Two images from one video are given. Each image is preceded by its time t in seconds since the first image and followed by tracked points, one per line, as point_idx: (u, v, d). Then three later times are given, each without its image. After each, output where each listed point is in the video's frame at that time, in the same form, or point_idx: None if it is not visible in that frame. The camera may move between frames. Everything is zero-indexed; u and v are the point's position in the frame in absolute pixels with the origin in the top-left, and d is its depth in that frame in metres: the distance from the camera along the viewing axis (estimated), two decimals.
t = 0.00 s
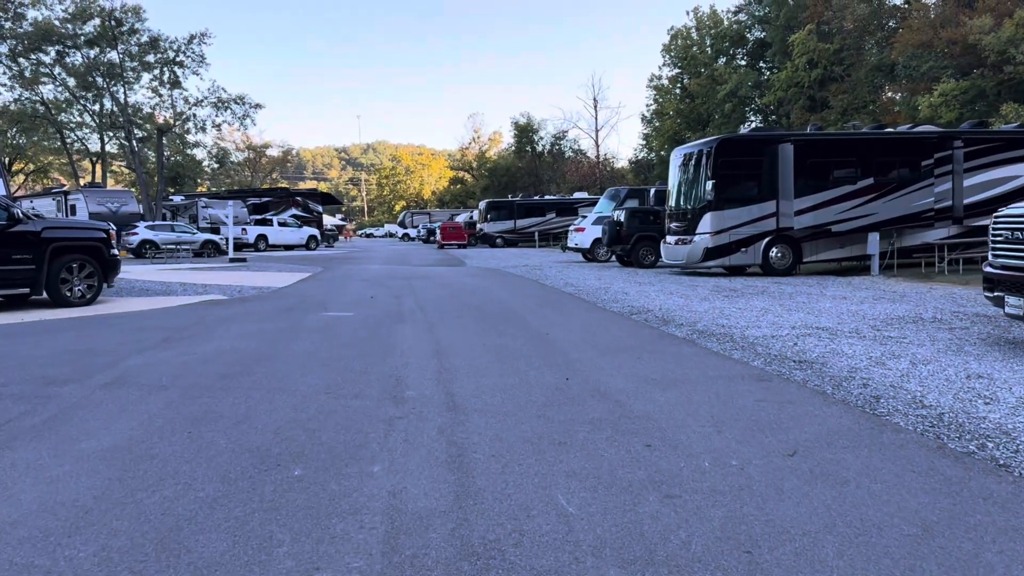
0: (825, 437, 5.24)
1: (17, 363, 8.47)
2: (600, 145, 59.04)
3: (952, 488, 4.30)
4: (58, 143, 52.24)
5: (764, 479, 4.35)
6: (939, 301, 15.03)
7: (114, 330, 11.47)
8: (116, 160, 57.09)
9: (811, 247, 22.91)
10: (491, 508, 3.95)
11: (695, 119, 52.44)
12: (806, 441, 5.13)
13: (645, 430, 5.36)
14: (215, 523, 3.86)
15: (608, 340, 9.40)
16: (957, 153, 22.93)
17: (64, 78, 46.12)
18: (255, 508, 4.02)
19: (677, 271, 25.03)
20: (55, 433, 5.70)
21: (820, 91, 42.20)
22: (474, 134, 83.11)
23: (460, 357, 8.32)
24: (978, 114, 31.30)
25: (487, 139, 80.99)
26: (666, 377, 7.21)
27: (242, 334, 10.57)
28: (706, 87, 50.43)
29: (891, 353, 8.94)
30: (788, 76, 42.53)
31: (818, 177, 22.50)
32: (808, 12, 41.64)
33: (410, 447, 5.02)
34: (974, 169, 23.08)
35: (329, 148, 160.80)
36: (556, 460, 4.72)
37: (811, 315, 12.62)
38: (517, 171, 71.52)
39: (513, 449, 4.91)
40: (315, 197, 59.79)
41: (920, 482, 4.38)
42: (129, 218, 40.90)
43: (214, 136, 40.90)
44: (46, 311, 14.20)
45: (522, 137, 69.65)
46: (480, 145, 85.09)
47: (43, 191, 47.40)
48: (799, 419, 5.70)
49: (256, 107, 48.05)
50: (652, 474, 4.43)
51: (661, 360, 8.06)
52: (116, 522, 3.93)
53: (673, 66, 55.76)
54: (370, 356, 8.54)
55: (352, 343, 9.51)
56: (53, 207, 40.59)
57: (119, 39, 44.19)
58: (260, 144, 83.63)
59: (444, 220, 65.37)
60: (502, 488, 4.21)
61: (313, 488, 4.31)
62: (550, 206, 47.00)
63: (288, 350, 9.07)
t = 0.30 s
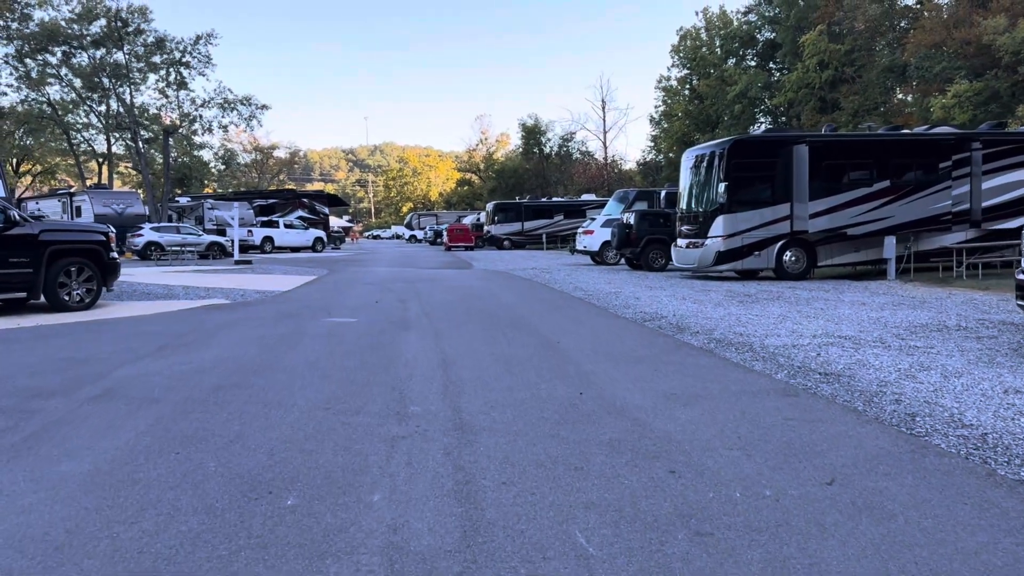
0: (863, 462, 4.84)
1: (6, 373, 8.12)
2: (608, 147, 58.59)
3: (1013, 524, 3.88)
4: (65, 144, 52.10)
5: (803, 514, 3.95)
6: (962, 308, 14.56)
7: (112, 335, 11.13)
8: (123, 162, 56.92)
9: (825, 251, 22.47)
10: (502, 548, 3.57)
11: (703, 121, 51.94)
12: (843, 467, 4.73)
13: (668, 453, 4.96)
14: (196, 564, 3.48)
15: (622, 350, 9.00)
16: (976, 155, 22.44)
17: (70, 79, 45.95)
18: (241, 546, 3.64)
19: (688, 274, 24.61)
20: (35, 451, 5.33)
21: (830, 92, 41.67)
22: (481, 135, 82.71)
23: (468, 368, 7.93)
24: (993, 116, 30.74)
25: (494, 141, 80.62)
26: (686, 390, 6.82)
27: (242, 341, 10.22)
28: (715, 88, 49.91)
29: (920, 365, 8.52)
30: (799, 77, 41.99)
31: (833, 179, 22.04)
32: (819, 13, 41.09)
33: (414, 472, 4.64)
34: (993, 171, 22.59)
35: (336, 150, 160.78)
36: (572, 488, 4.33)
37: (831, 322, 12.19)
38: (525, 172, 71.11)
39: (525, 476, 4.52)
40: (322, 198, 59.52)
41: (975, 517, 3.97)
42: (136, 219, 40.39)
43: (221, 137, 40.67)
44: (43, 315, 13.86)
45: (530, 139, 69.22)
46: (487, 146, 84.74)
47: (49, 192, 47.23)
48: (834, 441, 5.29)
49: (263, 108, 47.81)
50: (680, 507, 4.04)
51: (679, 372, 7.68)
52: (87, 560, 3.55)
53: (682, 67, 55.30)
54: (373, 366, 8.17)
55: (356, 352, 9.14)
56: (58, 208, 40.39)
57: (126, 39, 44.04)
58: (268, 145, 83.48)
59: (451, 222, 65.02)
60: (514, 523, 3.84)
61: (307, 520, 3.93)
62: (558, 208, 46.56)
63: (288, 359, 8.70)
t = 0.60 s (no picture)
0: (912, 479, 4.44)
1: None
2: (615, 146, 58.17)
3: None
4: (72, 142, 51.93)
5: (858, 542, 3.56)
6: (986, 308, 14.10)
7: (110, 336, 10.79)
8: (129, 160, 56.76)
9: (840, 250, 22.00)
10: None
11: (711, 119, 51.48)
12: (892, 484, 4.33)
13: (699, 468, 4.58)
14: None
15: (640, 353, 8.62)
16: (994, 152, 21.95)
17: (77, 77, 45.69)
18: None
19: (700, 274, 24.19)
20: (14, 461, 4.97)
21: (840, 90, 41.16)
22: (488, 134, 82.37)
23: (479, 372, 7.56)
24: (1006, 113, 30.20)
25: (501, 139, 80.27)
26: (711, 397, 6.43)
27: (245, 342, 9.87)
28: (723, 85, 49.40)
29: (954, 370, 8.08)
30: (808, 74, 41.45)
31: (848, 177, 21.58)
32: (828, 10, 40.61)
33: (424, 489, 4.26)
34: (1011, 168, 22.12)
35: (343, 149, 160.68)
36: (598, 508, 3.95)
37: (854, 323, 11.76)
38: (532, 171, 70.73)
39: (545, 494, 4.14)
40: (329, 197, 59.23)
41: None
42: (142, 217, 40.07)
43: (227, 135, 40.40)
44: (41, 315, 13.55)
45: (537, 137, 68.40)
46: (494, 144, 84.39)
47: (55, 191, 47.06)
48: (878, 454, 4.90)
49: (269, 106, 47.52)
50: (718, 532, 3.65)
51: (702, 377, 7.28)
52: None
53: (690, 65, 54.84)
54: (379, 369, 7.79)
55: (361, 355, 8.76)
56: (64, 207, 40.20)
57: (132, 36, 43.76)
58: (275, 143, 83.29)
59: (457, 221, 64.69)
60: (535, 550, 3.46)
61: (306, 546, 3.55)
62: (566, 206, 46.14)
63: (291, 362, 8.33)
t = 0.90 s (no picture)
0: (967, 508, 4.06)
1: None
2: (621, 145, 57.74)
3: None
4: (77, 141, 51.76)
5: None
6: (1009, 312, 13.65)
7: (107, 341, 10.44)
8: (135, 159, 56.56)
9: (854, 250, 21.54)
10: None
11: (718, 118, 51.01)
12: (945, 515, 3.96)
13: (733, 495, 4.20)
14: None
15: (657, 361, 8.23)
16: (1011, 150, 21.49)
17: (81, 76, 45.47)
18: None
19: (710, 275, 23.77)
20: None
21: (849, 88, 40.67)
22: (493, 133, 81.99)
23: (489, 382, 7.19)
24: (1019, 112, 29.70)
25: (506, 138, 79.88)
26: (737, 411, 6.06)
27: (245, 348, 9.52)
28: (731, 84, 48.94)
29: (989, 379, 7.67)
30: (817, 73, 40.94)
31: (863, 176, 21.13)
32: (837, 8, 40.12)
33: (433, 519, 3.90)
34: None
35: (349, 148, 160.56)
36: (626, 543, 3.58)
37: (876, 328, 11.35)
38: (538, 170, 70.33)
39: (567, 526, 3.77)
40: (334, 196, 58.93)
41: None
42: (146, 217, 39.83)
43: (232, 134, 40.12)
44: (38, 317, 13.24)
45: (542, 136, 68.52)
46: (499, 143, 84.04)
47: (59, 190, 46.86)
48: (925, 479, 4.52)
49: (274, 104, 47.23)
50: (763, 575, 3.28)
51: (725, 387, 6.92)
52: None
53: (697, 63, 54.36)
54: (384, 378, 7.44)
55: (366, 362, 8.41)
56: (68, 206, 39.97)
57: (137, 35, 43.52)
58: (280, 143, 83.07)
59: (463, 220, 64.32)
60: None
61: None
62: (572, 206, 45.73)
63: (292, 371, 7.95)
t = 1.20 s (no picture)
0: None
1: None
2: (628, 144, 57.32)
3: None
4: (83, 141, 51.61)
5: None
6: None
7: (102, 344, 10.12)
8: (140, 159, 56.38)
9: (868, 250, 21.08)
10: None
11: (726, 117, 50.57)
12: (1005, 547, 3.57)
13: (766, 524, 3.82)
14: None
15: (673, 367, 7.84)
16: None
17: (87, 75, 45.24)
18: None
19: (721, 275, 23.35)
20: None
21: (858, 87, 40.15)
22: (499, 133, 81.65)
23: (496, 390, 6.82)
24: None
25: (512, 138, 79.53)
26: (762, 424, 5.68)
27: (243, 352, 9.17)
28: (738, 82, 48.52)
29: None
30: (825, 71, 40.43)
31: (878, 174, 20.67)
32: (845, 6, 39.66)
33: (435, 550, 3.53)
34: None
35: (355, 148, 160.54)
36: None
37: (897, 332, 10.94)
38: (544, 169, 69.99)
39: (584, 559, 3.41)
40: (340, 196, 58.68)
41: None
42: (151, 216, 39.60)
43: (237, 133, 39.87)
44: (35, 320, 12.92)
45: (549, 135, 67.59)
46: (506, 143, 83.71)
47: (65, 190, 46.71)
48: (978, 504, 4.11)
49: (279, 104, 46.95)
50: None
51: (746, 397, 6.54)
52: None
53: (704, 63, 53.93)
54: (387, 385, 7.08)
55: (369, 367, 8.06)
56: (73, 206, 39.78)
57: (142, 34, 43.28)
58: (287, 142, 82.91)
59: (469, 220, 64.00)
60: None
61: None
62: (579, 206, 45.31)
63: (290, 377, 7.59)
